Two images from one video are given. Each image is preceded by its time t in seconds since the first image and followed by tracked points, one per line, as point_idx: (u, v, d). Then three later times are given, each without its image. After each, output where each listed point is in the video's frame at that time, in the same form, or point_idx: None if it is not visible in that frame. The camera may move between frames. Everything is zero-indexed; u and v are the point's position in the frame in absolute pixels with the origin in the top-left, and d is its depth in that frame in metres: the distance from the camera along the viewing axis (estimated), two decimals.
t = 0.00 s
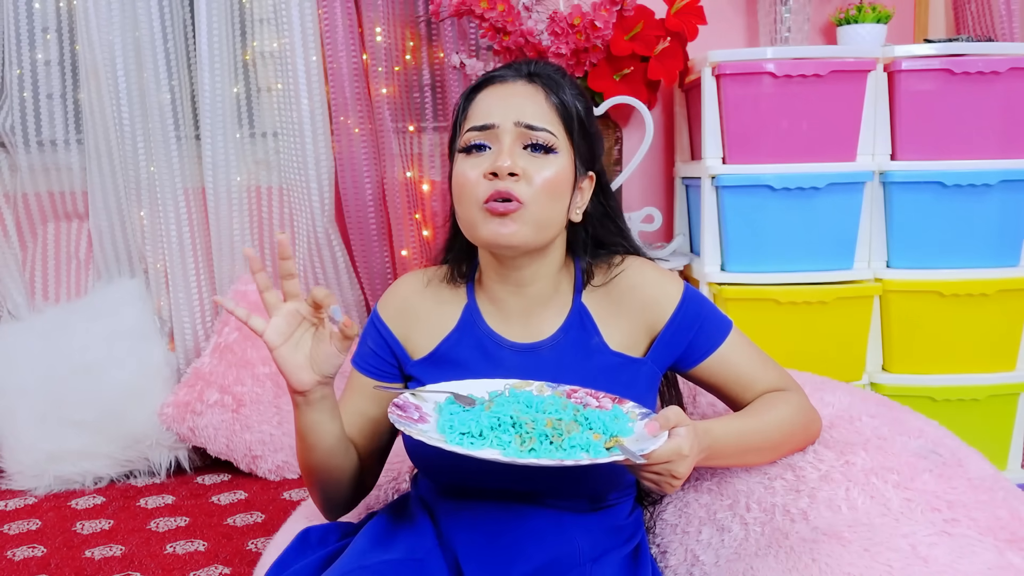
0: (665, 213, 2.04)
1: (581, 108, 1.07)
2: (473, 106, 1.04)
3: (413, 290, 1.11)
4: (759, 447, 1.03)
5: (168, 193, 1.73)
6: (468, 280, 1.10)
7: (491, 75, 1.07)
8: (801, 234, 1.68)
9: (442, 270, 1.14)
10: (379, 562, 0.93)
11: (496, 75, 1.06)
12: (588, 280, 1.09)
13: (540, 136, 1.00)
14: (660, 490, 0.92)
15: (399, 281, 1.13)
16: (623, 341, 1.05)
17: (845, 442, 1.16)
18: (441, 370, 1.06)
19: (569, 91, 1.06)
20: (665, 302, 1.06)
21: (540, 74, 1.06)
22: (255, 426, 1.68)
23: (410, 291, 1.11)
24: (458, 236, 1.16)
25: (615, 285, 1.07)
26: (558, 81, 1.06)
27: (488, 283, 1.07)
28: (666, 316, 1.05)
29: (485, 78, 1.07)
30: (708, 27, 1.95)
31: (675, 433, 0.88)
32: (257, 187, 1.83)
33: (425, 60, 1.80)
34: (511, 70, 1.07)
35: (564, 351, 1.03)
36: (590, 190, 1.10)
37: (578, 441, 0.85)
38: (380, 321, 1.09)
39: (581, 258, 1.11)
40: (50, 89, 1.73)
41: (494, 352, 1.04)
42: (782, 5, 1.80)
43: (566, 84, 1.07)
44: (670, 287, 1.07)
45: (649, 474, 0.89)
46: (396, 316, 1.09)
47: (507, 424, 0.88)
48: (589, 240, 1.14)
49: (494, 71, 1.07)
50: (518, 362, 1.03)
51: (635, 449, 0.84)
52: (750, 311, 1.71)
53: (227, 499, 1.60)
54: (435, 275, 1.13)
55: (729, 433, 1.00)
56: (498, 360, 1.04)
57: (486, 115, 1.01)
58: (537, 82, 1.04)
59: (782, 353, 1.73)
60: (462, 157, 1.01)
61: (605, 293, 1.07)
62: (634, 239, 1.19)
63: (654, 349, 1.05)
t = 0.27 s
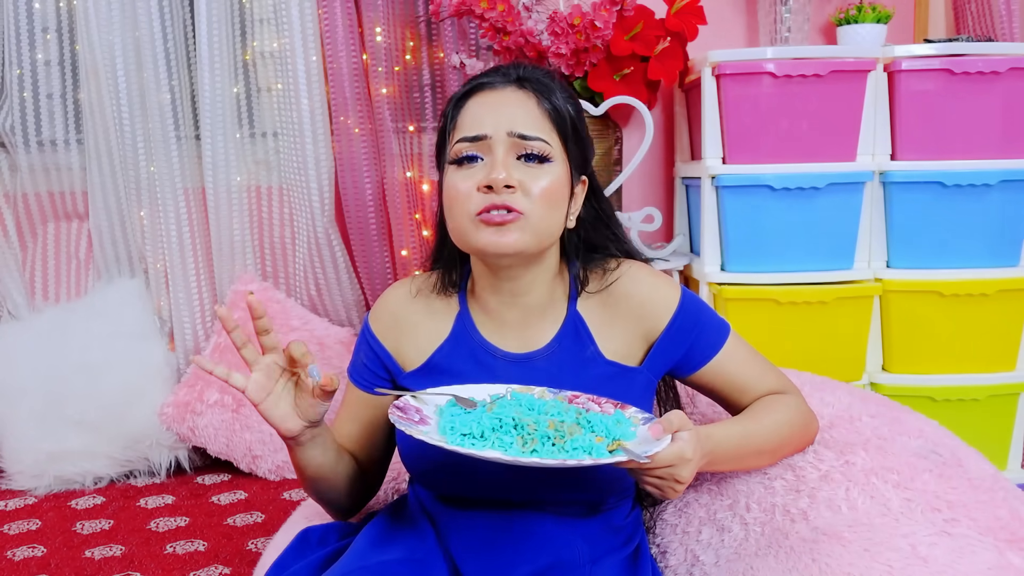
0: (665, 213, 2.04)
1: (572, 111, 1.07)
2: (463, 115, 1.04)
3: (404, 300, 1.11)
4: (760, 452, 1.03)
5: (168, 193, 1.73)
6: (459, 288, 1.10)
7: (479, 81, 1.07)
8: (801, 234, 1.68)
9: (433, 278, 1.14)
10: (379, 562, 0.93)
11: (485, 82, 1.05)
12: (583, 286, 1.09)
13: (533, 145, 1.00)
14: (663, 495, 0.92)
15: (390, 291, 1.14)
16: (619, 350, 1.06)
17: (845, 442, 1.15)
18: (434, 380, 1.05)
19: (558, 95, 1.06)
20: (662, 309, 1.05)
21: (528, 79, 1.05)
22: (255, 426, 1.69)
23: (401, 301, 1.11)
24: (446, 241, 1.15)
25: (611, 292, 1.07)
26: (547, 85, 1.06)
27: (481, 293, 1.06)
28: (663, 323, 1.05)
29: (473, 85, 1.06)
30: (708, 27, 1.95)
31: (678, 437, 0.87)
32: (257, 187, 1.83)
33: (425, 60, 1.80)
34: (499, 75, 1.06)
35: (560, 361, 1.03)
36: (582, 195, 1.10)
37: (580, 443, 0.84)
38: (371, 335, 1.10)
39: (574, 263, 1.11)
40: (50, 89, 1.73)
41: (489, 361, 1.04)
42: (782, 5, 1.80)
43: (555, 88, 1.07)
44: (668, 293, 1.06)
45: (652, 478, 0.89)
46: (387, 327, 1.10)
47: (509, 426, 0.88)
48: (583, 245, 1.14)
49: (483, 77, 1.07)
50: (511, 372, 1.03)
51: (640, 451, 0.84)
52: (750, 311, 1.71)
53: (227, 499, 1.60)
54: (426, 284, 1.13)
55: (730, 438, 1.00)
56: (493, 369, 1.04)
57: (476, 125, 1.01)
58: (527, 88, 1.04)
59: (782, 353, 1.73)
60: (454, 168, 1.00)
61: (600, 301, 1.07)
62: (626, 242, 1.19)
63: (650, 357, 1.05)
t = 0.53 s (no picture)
0: (665, 213, 2.04)
1: (573, 112, 1.06)
2: (463, 122, 1.03)
3: (405, 298, 1.11)
4: (762, 449, 1.03)
5: (168, 193, 1.73)
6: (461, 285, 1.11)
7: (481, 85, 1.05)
8: (801, 234, 1.68)
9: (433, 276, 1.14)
10: (380, 563, 0.93)
11: (485, 87, 1.04)
12: (584, 282, 1.09)
13: (536, 156, 0.99)
14: (670, 492, 0.92)
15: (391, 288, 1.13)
16: (621, 348, 1.06)
17: (845, 442, 1.16)
18: (435, 378, 1.05)
19: (559, 97, 1.05)
20: (664, 308, 1.06)
21: (529, 82, 1.04)
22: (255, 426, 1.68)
23: (402, 299, 1.11)
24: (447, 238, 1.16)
25: (613, 291, 1.08)
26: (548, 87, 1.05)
27: (483, 293, 1.07)
28: (665, 322, 1.06)
29: (473, 88, 1.04)
30: (708, 27, 1.95)
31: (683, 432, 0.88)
32: (257, 187, 1.83)
33: (425, 60, 1.80)
34: (499, 78, 1.05)
35: (561, 359, 1.03)
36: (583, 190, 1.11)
37: (587, 440, 0.84)
38: (372, 332, 1.10)
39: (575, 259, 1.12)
40: (50, 89, 1.73)
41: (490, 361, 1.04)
42: (782, 5, 1.80)
43: (556, 88, 1.06)
44: (670, 293, 1.06)
45: (658, 475, 0.90)
46: (388, 324, 1.10)
47: (514, 425, 0.88)
48: (583, 240, 1.15)
49: (484, 80, 1.05)
50: (512, 370, 1.03)
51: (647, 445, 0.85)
52: (750, 311, 1.71)
53: (228, 499, 1.60)
54: (426, 283, 1.13)
55: (732, 437, 1.00)
56: (494, 368, 1.03)
57: (478, 134, 1.00)
58: (529, 93, 1.03)
59: (782, 353, 1.73)
60: (456, 180, 1.00)
61: (601, 299, 1.07)
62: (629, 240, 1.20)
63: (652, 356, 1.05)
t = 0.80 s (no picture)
0: (665, 213, 2.04)
1: (580, 116, 1.06)
2: (474, 134, 1.01)
3: (413, 290, 1.12)
4: (762, 441, 1.03)
5: (168, 192, 1.73)
6: (467, 276, 1.11)
7: (490, 97, 1.02)
8: (801, 234, 1.68)
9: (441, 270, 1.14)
10: (380, 562, 0.93)
11: (496, 99, 1.02)
12: (587, 274, 1.09)
13: (551, 172, 0.99)
14: (676, 481, 0.93)
15: (400, 281, 1.15)
16: (621, 339, 1.06)
17: (845, 442, 1.16)
18: (439, 369, 1.06)
19: (568, 104, 1.04)
20: (665, 301, 1.06)
21: (538, 93, 1.02)
22: (255, 426, 1.68)
23: (409, 290, 1.12)
24: (453, 231, 1.16)
25: (615, 283, 1.08)
26: (557, 95, 1.04)
27: (490, 285, 1.08)
28: (666, 315, 1.06)
29: (482, 100, 1.02)
30: (708, 27, 1.95)
31: (687, 419, 0.89)
32: (257, 187, 1.83)
33: (425, 60, 1.80)
34: (508, 88, 1.03)
35: (564, 349, 1.04)
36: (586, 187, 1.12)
37: (597, 435, 0.84)
38: (380, 324, 1.11)
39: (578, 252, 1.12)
40: (50, 88, 1.73)
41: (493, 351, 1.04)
42: (782, 5, 1.80)
43: (564, 95, 1.05)
44: (671, 286, 1.07)
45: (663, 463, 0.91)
46: (395, 316, 1.11)
47: (522, 425, 0.87)
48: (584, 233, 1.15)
49: (493, 92, 1.03)
50: (516, 360, 1.03)
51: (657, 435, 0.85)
52: (750, 311, 1.71)
53: (227, 499, 1.60)
54: (434, 274, 1.14)
55: (730, 429, 1.00)
56: (496, 359, 1.04)
57: (492, 150, 0.99)
58: (540, 105, 1.01)
59: (782, 353, 1.73)
60: (471, 195, 1.00)
61: (603, 290, 1.07)
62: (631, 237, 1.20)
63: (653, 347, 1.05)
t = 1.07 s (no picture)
0: (665, 213, 2.04)
1: (582, 112, 1.06)
2: (478, 128, 1.01)
3: (416, 284, 1.12)
4: (760, 439, 1.03)
5: (168, 193, 1.73)
6: (470, 274, 1.11)
7: (493, 93, 1.03)
8: (801, 234, 1.68)
9: (444, 266, 1.14)
10: (379, 562, 0.93)
11: (499, 95, 1.02)
12: (589, 271, 1.09)
13: (555, 165, 0.99)
14: (678, 478, 0.92)
15: (402, 277, 1.15)
16: (620, 335, 1.06)
17: (845, 442, 1.16)
18: (440, 364, 1.05)
19: (571, 100, 1.04)
20: (664, 297, 1.06)
21: (541, 88, 1.03)
22: (255, 426, 1.68)
23: (412, 285, 1.12)
24: (455, 229, 1.16)
25: (615, 280, 1.08)
26: (560, 90, 1.04)
27: (491, 278, 1.08)
28: (665, 312, 1.06)
29: (486, 96, 1.02)
30: (708, 27, 1.95)
31: (689, 417, 0.89)
32: (257, 187, 1.83)
33: (425, 60, 1.80)
34: (511, 84, 1.03)
35: (565, 344, 1.04)
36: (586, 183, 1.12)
37: (601, 435, 0.84)
38: (383, 317, 1.11)
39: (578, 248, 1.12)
40: (50, 88, 1.73)
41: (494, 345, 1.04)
42: (782, 5, 1.80)
43: (567, 91, 1.05)
44: (670, 282, 1.07)
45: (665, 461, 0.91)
46: (398, 309, 1.11)
47: (526, 428, 0.87)
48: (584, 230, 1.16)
49: (496, 87, 1.03)
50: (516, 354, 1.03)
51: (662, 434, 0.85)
52: (750, 311, 1.71)
53: (227, 499, 1.60)
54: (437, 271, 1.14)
55: (730, 426, 1.00)
56: (497, 353, 1.04)
57: (496, 144, 0.99)
58: (543, 100, 1.02)
59: (782, 353, 1.73)
60: (474, 188, 1.00)
61: (604, 285, 1.08)
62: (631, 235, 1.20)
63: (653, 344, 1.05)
